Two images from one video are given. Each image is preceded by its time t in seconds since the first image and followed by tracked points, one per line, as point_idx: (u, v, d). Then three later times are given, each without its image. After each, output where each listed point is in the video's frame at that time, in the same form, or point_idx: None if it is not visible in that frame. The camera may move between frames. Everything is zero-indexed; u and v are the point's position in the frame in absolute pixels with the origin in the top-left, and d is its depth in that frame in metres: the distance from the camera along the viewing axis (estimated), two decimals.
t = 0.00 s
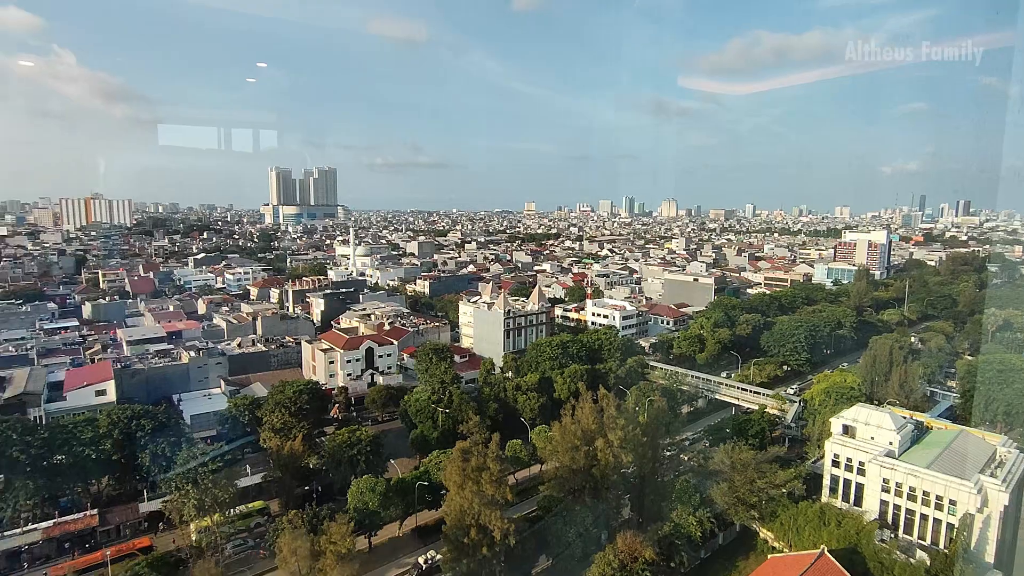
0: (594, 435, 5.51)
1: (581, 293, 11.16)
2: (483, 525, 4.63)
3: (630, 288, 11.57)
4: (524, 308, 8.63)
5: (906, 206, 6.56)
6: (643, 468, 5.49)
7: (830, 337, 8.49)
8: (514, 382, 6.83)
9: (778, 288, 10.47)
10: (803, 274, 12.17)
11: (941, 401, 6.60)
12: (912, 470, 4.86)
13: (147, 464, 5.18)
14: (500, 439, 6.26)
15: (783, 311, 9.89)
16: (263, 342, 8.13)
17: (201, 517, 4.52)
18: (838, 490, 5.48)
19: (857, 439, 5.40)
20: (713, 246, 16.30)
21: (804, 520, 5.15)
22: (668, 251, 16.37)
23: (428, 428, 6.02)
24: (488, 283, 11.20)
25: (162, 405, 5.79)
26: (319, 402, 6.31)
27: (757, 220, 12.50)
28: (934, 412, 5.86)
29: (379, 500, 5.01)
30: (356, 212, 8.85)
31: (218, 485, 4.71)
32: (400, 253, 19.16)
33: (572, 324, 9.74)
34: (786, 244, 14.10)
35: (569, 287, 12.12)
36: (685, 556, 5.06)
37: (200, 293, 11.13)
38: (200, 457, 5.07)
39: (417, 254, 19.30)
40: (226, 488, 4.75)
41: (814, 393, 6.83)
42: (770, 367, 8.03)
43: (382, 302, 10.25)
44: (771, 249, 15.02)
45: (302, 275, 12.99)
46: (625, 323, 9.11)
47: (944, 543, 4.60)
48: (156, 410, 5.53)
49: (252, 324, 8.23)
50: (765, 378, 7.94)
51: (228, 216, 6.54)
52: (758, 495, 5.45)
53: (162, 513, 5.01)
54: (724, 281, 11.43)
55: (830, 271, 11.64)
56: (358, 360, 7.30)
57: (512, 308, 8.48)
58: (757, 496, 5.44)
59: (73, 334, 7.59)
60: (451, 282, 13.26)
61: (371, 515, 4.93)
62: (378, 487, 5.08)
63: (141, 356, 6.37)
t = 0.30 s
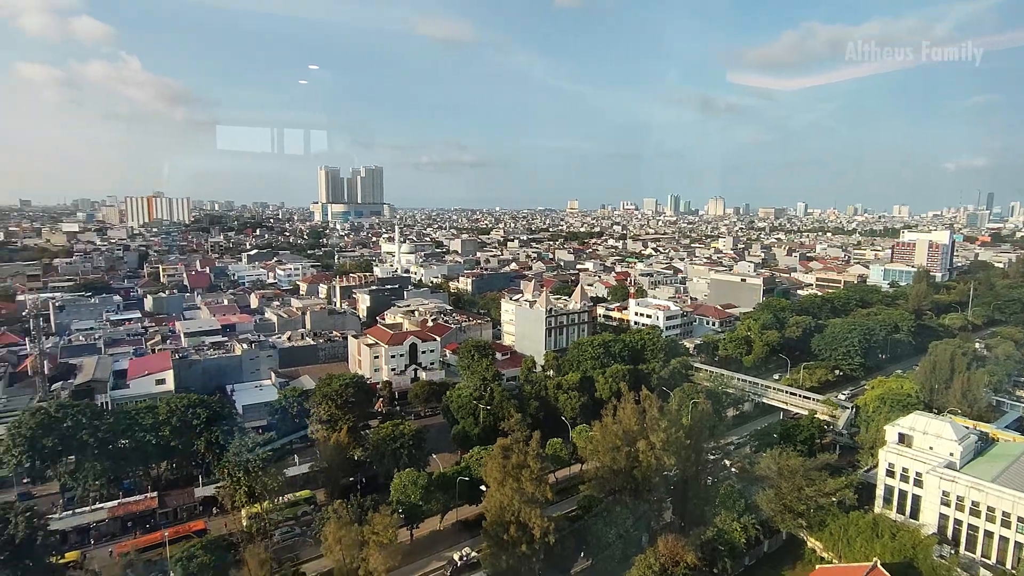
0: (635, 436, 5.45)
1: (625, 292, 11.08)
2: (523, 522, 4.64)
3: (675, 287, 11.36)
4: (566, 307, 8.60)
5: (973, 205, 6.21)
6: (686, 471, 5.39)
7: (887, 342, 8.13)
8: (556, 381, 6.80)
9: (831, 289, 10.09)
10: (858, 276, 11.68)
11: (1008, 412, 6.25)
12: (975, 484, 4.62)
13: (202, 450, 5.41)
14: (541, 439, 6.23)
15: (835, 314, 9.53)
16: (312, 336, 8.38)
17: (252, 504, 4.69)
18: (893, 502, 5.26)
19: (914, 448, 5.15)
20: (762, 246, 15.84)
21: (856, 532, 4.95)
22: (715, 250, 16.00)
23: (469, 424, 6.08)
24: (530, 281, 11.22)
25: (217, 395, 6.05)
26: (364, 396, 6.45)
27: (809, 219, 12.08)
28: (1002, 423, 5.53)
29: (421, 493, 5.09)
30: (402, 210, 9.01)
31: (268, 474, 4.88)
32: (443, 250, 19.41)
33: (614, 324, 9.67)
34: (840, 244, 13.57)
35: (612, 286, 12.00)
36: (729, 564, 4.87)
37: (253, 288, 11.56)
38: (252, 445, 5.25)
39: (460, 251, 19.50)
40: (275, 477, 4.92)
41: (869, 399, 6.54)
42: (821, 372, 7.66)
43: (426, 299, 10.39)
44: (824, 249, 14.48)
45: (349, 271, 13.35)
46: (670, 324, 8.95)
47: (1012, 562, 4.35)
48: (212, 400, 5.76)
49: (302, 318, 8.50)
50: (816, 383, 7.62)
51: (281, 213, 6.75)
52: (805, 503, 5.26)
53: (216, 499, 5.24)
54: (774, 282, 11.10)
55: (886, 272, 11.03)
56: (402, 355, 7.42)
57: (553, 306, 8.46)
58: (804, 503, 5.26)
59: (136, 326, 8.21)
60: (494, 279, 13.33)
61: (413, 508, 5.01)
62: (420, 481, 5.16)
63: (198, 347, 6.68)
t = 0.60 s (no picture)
0: (682, 439, 5.36)
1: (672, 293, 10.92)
2: (565, 522, 4.63)
3: (725, 288, 11.09)
4: (612, 307, 8.54)
5: None
6: (734, 477, 5.25)
7: (954, 349, 7.69)
8: (600, 381, 6.76)
9: (893, 293, 9.62)
10: (922, 279, 11.09)
11: None
12: None
13: (257, 439, 5.58)
14: (585, 440, 6.19)
15: (897, 318, 9.08)
16: (362, 331, 8.61)
17: (303, 492, 4.85)
18: (960, 518, 4.96)
19: (984, 462, 4.90)
20: (818, 246, 15.26)
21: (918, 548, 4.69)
22: (767, 250, 15.53)
23: (513, 422, 6.11)
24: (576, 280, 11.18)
25: (271, 387, 6.30)
26: (411, 391, 6.58)
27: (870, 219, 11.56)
28: None
29: (465, 488, 5.14)
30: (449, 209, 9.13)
31: (319, 463, 5.05)
32: (489, 249, 19.57)
33: (661, 325, 9.54)
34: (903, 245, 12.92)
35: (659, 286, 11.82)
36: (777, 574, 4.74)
37: (306, 284, 11.97)
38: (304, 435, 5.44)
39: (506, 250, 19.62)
40: (325, 467, 5.07)
41: (933, 409, 6.21)
42: (880, 379, 7.36)
43: (471, 297, 10.50)
44: (885, 250, 13.82)
45: (398, 269, 13.66)
46: (719, 326, 8.74)
47: None
48: (266, 391, 6.00)
49: (353, 314, 8.75)
50: (874, 391, 7.29)
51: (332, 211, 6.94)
52: (861, 515, 5.02)
53: (269, 486, 5.45)
54: (830, 284, 10.68)
55: (954, 275, 10.43)
56: (448, 352, 7.53)
57: (599, 306, 8.40)
58: (859, 515, 5.02)
59: (198, 319, 8.72)
60: (539, 278, 13.35)
61: (457, 503, 5.06)
62: (464, 476, 5.21)
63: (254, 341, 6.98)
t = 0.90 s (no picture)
0: (730, 445, 5.24)
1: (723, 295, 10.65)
2: (609, 524, 4.58)
3: (778, 291, 10.74)
4: (659, 308, 8.40)
5: None
6: (785, 485, 5.08)
7: None
8: (647, 383, 6.66)
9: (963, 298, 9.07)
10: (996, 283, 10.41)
11: None
12: None
13: (308, 431, 5.75)
14: (630, 442, 6.12)
15: (965, 325, 8.58)
16: (410, 328, 8.78)
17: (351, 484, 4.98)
18: None
19: None
20: (880, 248, 14.56)
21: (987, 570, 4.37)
22: (824, 252, 14.93)
23: (557, 422, 6.11)
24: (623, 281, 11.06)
25: (323, 380, 6.51)
26: (456, 388, 6.67)
27: (938, 219, 10.94)
28: None
29: (508, 486, 5.16)
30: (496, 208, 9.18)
31: (366, 456, 5.18)
32: (535, 248, 19.60)
33: (710, 327, 9.33)
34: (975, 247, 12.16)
35: (708, 287, 11.56)
36: None
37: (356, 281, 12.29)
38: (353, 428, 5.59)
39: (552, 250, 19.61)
40: (373, 460, 5.20)
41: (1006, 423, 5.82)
42: (946, 388, 6.88)
43: (517, 296, 10.54)
44: (954, 252, 13.03)
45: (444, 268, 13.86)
46: (771, 329, 8.47)
47: None
48: (318, 384, 6.19)
49: (401, 311, 8.94)
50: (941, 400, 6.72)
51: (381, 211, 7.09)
52: (924, 532, 4.71)
53: (320, 477, 5.62)
54: (893, 288, 10.18)
55: None
56: (493, 350, 7.59)
57: (646, 307, 8.27)
58: (922, 532, 4.71)
59: (254, 314, 9.10)
60: (585, 278, 13.27)
61: (500, 501, 5.09)
62: (508, 474, 5.23)
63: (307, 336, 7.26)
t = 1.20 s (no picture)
0: (779, 453, 5.08)
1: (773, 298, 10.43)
2: (652, 529, 4.51)
3: (833, 294, 10.34)
4: (707, 310, 8.23)
5: None
6: (837, 496, 4.89)
7: None
8: (693, 386, 6.54)
9: None
10: None
11: None
12: None
13: (355, 424, 5.89)
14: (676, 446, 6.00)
15: None
16: (454, 326, 8.87)
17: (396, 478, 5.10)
18: None
19: None
20: (946, 250, 13.78)
21: None
22: (884, 253, 14.27)
23: (600, 423, 6.08)
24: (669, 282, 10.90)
25: (369, 376, 6.66)
26: (499, 387, 6.73)
27: (1011, 219, 10.26)
28: None
29: (550, 487, 5.15)
30: (540, 208, 9.18)
31: (411, 451, 5.28)
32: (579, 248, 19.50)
33: (760, 331, 9.09)
34: None
35: (759, 289, 11.23)
36: None
37: (402, 279, 12.52)
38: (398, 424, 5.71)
39: (596, 250, 19.46)
40: (417, 455, 5.29)
41: None
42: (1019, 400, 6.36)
43: (561, 296, 10.52)
44: None
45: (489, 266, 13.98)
46: (825, 333, 8.16)
47: None
48: (365, 380, 6.34)
49: (446, 310, 9.07)
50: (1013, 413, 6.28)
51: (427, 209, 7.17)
52: (993, 553, 4.31)
53: (365, 470, 5.76)
54: (959, 292, 9.63)
55: None
56: (536, 350, 7.61)
57: (693, 308, 8.11)
58: (990, 552, 4.31)
59: (306, 310, 9.41)
60: (630, 278, 13.10)
61: (542, 500, 5.09)
62: (550, 474, 5.23)
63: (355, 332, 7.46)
